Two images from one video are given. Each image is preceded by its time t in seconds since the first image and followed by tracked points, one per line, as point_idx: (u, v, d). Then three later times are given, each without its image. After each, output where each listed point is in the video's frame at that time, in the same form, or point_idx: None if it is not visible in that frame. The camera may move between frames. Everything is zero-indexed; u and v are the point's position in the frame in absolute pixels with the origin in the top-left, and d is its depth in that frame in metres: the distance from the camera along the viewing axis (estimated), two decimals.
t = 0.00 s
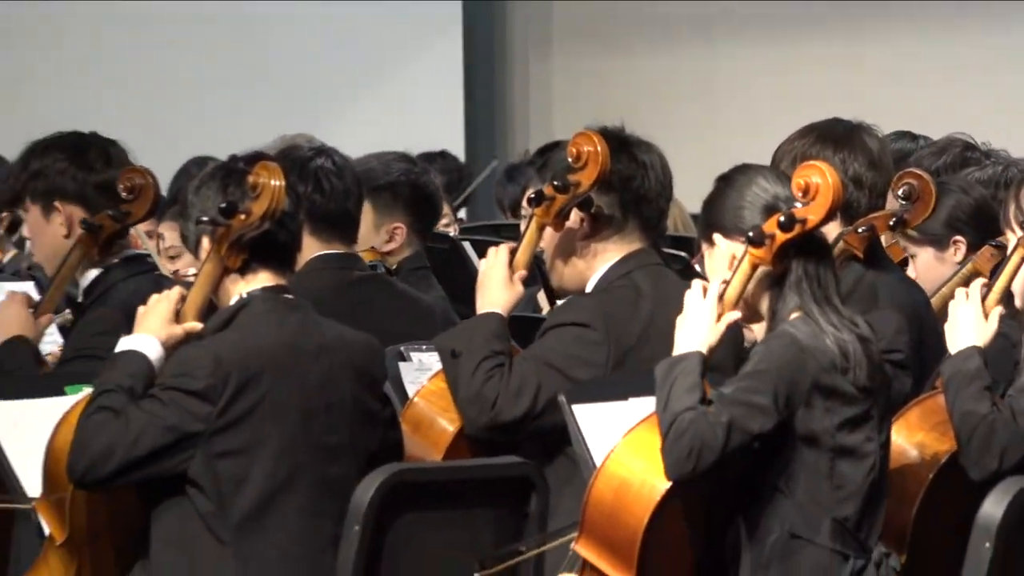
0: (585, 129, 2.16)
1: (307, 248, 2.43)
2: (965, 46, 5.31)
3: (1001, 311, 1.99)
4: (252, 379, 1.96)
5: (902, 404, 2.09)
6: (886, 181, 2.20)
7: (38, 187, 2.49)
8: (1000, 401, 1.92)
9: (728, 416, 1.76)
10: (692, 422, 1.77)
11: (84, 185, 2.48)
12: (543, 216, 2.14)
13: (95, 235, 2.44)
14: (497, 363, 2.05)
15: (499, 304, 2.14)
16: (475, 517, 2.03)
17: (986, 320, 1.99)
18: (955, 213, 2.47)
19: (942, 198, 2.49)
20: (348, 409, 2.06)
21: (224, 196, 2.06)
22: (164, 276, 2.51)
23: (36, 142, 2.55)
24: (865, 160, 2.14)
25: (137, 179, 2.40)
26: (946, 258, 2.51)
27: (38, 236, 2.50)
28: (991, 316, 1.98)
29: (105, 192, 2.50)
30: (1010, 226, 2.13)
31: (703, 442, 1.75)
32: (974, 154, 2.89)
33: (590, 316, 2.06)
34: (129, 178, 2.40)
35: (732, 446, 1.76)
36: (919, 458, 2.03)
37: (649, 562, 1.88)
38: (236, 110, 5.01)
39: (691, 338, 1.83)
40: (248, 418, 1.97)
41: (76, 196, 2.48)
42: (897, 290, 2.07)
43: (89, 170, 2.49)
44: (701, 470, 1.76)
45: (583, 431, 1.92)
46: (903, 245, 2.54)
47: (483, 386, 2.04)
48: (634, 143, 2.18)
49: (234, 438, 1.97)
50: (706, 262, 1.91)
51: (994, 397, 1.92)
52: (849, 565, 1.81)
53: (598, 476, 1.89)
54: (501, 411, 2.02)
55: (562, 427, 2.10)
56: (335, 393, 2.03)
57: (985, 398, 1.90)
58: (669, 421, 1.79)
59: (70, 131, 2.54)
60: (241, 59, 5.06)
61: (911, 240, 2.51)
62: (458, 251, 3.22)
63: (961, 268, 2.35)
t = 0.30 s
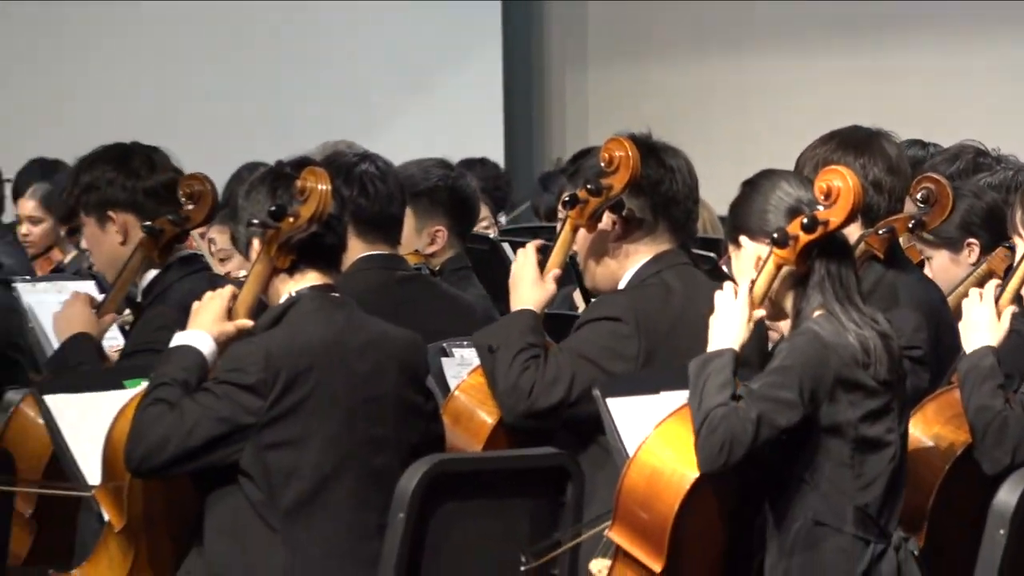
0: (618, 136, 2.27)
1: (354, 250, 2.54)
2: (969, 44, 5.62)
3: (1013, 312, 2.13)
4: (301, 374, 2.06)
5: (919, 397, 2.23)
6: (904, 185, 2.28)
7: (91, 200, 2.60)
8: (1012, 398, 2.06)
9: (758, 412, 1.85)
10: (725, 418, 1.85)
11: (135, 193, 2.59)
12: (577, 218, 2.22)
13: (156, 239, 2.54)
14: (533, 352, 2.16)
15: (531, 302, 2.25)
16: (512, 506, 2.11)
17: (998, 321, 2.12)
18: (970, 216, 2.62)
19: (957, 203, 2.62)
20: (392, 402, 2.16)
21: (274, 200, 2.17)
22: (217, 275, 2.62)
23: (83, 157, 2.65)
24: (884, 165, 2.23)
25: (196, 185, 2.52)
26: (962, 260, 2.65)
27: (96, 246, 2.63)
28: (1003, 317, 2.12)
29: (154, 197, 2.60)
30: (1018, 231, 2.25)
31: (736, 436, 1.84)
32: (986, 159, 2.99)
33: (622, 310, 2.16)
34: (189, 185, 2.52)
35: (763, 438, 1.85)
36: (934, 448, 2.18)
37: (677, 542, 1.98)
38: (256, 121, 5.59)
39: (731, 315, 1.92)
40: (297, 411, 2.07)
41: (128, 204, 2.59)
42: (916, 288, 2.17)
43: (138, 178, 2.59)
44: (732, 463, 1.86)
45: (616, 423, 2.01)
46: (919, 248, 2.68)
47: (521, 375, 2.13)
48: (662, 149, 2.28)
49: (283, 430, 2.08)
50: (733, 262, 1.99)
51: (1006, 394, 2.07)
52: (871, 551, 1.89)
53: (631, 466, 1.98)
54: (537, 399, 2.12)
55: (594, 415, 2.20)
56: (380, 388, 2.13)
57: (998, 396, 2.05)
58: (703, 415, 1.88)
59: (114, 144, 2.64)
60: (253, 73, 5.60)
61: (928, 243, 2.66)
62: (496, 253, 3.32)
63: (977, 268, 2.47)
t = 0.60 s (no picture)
0: (651, 143, 2.37)
1: (400, 250, 2.64)
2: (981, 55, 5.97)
3: None
4: (347, 369, 2.17)
5: (938, 391, 2.35)
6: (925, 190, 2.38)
7: (154, 197, 2.72)
8: None
9: (786, 405, 1.93)
10: (755, 411, 1.93)
11: (196, 194, 2.71)
12: (612, 220, 2.33)
13: (203, 237, 2.65)
14: (570, 347, 2.27)
15: (571, 299, 2.36)
16: (550, 494, 2.20)
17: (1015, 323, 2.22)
18: (991, 217, 2.72)
19: (980, 205, 2.73)
20: (433, 396, 2.26)
21: (322, 203, 2.26)
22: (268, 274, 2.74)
23: (148, 157, 2.77)
24: (904, 171, 2.34)
25: (241, 186, 2.61)
26: (981, 260, 2.74)
27: (155, 241, 2.74)
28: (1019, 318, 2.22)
29: (214, 199, 2.72)
30: None
31: (766, 428, 1.92)
32: (1001, 164, 3.01)
33: (656, 308, 2.25)
34: (234, 185, 2.62)
35: (790, 433, 1.93)
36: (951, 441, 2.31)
37: (708, 529, 2.07)
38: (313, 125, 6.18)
39: (754, 321, 2.00)
40: (343, 404, 2.18)
41: (188, 204, 2.70)
42: (936, 287, 2.28)
43: (199, 180, 2.71)
44: (760, 457, 1.94)
45: (650, 415, 2.11)
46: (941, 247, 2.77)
47: (562, 369, 2.25)
48: (692, 155, 2.38)
49: (329, 423, 2.18)
50: (761, 263, 2.07)
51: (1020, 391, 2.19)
52: (893, 538, 1.98)
53: (664, 456, 2.07)
54: (576, 390, 2.23)
55: (627, 410, 2.30)
56: (423, 381, 2.24)
57: (1013, 393, 2.17)
58: (732, 411, 1.96)
59: (180, 146, 2.76)
60: (309, 78, 6.20)
61: (951, 242, 2.75)
62: (535, 252, 3.46)
63: (993, 268, 2.56)
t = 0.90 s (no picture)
0: (689, 149, 2.48)
1: (449, 252, 2.76)
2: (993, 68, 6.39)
3: None
4: (399, 364, 2.26)
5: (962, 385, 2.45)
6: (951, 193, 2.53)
7: (215, 205, 2.86)
8: None
9: (817, 399, 2.04)
10: (784, 404, 2.04)
11: (255, 197, 2.84)
12: (652, 223, 2.44)
13: (262, 239, 2.79)
14: (616, 342, 2.38)
15: (616, 297, 2.47)
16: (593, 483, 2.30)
17: None
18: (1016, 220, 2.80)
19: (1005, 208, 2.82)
20: (479, 390, 2.36)
21: (373, 207, 2.37)
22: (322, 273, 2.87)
23: (204, 165, 2.91)
24: (932, 174, 2.48)
25: (298, 190, 2.77)
26: (1005, 261, 2.83)
27: (220, 244, 2.88)
28: None
29: (273, 201, 2.85)
30: None
31: (797, 421, 2.03)
32: None
33: (697, 306, 2.36)
34: (291, 189, 2.77)
35: (822, 424, 2.04)
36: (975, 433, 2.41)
37: (745, 517, 2.17)
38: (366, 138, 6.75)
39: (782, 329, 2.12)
40: (395, 397, 2.27)
41: (248, 207, 2.84)
42: (962, 285, 2.41)
43: (257, 184, 2.84)
44: (793, 446, 2.04)
45: (688, 408, 2.21)
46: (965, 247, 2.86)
47: (607, 364, 2.35)
48: (727, 160, 2.49)
49: (382, 415, 2.28)
50: (794, 264, 2.19)
51: None
52: (920, 526, 2.08)
53: (702, 448, 2.17)
54: (622, 384, 2.33)
55: (666, 403, 2.40)
56: (470, 375, 2.34)
57: None
58: (766, 402, 2.07)
59: (236, 152, 2.89)
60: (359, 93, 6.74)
61: (975, 243, 2.84)
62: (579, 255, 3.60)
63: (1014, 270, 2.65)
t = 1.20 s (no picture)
0: (722, 156, 2.59)
1: (491, 251, 2.88)
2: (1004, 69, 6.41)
3: None
4: (443, 358, 2.38)
5: (979, 380, 2.56)
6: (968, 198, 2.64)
7: (263, 212, 3.02)
8: None
9: (841, 392, 2.13)
10: (812, 397, 2.14)
11: (301, 199, 3.01)
12: (687, 226, 2.55)
13: (318, 243, 2.95)
14: (652, 341, 2.49)
15: (650, 299, 2.60)
16: (626, 471, 2.41)
17: None
18: None
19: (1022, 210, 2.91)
20: (521, 384, 2.47)
21: (417, 211, 2.50)
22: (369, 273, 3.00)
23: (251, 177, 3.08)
24: (949, 179, 2.59)
25: (353, 197, 2.94)
26: (1016, 264, 2.96)
27: (273, 250, 3.04)
28: None
29: (319, 202, 3.02)
30: None
31: (823, 415, 2.13)
32: None
33: (732, 304, 2.46)
34: (347, 196, 2.94)
35: (846, 417, 2.13)
36: (992, 424, 2.53)
37: (772, 506, 2.28)
38: (405, 147, 7.00)
39: (808, 324, 2.22)
40: (440, 390, 2.39)
41: (296, 208, 3.00)
42: (977, 284, 2.54)
43: (301, 186, 3.02)
44: (819, 438, 2.14)
45: (718, 402, 2.32)
46: (979, 252, 2.99)
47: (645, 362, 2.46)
48: (756, 166, 2.59)
49: (427, 408, 2.39)
50: (818, 266, 2.30)
51: None
52: (938, 515, 2.18)
53: (731, 440, 2.28)
54: (659, 384, 2.45)
55: (699, 399, 2.51)
56: (511, 369, 2.45)
57: None
58: (793, 396, 2.17)
59: (277, 163, 3.07)
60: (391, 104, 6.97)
61: (986, 248, 2.97)
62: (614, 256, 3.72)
63: None
